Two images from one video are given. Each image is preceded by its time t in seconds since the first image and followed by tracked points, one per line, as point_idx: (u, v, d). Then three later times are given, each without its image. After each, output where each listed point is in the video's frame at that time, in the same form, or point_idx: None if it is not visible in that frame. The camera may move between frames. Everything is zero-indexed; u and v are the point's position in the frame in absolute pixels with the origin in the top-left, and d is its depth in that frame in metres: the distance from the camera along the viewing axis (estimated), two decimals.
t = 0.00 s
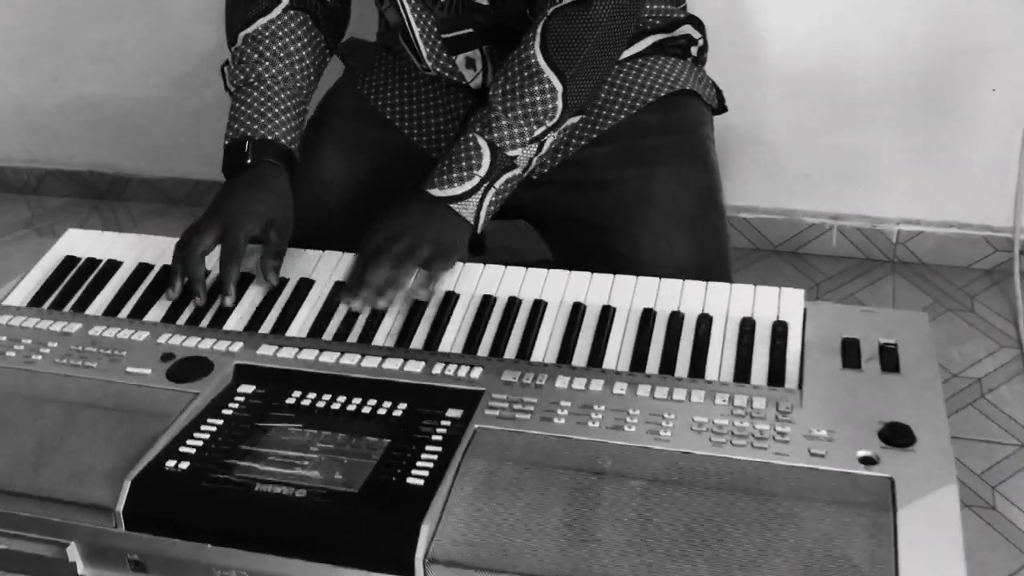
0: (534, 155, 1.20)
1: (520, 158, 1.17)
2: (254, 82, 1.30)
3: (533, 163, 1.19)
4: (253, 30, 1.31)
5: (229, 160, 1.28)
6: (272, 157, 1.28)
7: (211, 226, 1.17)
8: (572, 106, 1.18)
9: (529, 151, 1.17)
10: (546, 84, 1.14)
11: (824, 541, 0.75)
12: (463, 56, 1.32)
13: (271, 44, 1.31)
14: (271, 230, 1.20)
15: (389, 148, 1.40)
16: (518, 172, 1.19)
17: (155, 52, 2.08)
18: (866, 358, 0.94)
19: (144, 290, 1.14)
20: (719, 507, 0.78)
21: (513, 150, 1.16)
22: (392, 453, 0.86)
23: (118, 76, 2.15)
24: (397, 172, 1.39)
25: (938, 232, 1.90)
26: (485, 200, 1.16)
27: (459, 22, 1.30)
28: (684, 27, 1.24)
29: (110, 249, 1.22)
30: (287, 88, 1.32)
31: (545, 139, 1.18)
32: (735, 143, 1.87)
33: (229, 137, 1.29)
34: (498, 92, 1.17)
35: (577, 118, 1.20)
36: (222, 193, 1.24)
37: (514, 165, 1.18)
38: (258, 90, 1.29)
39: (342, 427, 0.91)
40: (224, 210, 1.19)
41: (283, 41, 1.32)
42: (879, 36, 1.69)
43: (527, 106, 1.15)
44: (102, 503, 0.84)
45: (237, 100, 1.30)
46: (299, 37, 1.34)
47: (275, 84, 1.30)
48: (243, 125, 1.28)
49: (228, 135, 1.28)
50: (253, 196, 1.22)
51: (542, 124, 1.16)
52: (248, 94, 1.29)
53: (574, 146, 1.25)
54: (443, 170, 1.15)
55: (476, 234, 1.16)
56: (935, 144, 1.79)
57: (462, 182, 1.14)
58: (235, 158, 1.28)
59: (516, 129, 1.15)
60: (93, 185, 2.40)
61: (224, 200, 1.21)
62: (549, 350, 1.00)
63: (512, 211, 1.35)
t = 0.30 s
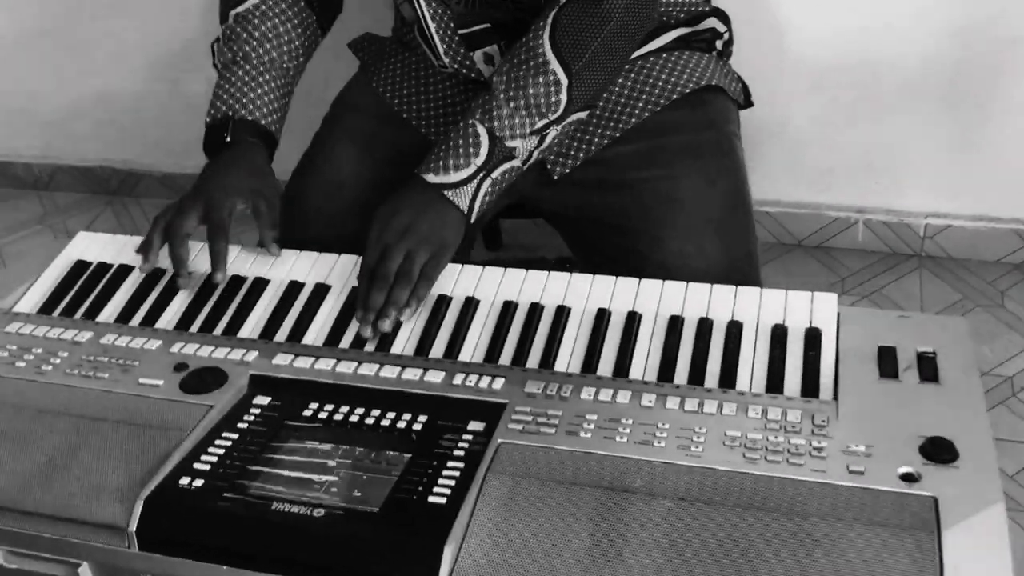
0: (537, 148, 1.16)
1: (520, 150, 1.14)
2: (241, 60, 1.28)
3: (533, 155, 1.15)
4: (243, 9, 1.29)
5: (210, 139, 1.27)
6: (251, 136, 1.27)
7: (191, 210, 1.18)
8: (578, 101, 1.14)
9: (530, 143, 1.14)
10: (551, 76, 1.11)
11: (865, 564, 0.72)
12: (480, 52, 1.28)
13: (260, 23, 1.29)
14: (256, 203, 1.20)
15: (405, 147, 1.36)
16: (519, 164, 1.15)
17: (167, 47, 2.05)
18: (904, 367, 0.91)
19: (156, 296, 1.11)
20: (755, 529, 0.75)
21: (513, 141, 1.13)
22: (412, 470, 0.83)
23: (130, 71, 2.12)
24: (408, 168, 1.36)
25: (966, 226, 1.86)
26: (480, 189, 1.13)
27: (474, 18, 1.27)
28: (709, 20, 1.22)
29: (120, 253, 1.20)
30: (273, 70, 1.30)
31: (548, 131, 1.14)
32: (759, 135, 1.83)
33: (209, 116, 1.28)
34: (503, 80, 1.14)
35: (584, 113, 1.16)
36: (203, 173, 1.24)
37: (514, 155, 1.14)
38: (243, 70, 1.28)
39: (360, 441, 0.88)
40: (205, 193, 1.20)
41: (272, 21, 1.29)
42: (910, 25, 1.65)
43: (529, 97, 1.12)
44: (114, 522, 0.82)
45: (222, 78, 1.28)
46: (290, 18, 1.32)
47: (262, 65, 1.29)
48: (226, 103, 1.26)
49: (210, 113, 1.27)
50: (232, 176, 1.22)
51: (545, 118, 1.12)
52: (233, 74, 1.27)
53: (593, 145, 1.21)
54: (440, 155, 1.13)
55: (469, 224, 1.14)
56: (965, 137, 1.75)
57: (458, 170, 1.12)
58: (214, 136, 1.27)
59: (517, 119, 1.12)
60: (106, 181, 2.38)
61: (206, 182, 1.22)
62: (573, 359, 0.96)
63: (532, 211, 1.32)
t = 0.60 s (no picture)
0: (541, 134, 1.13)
1: (522, 135, 1.11)
2: (241, 62, 1.24)
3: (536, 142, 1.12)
4: (240, 9, 1.25)
5: (209, 147, 1.24)
6: (253, 141, 1.23)
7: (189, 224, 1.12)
8: (580, 87, 1.11)
9: (531, 129, 1.11)
10: (552, 60, 1.08)
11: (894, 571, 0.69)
12: (485, 37, 1.24)
13: (258, 22, 1.25)
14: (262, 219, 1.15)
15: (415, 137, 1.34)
16: (521, 150, 1.12)
17: (165, 33, 2.01)
18: (930, 359, 0.88)
19: (156, 292, 1.09)
20: (779, 535, 0.72)
21: (515, 126, 1.10)
22: (423, 475, 0.80)
23: (128, 58, 2.08)
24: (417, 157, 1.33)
25: (984, 204, 1.82)
26: (482, 176, 1.11)
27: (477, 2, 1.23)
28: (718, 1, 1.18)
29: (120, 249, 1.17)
30: (274, 70, 1.26)
31: (550, 117, 1.11)
32: (771, 115, 1.79)
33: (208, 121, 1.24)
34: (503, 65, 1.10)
35: (588, 97, 1.13)
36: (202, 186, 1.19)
37: (517, 142, 1.11)
38: (243, 71, 1.24)
39: (369, 445, 0.85)
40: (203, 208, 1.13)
41: (269, 20, 1.26)
42: None
43: (530, 83, 1.08)
44: (116, 533, 0.80)
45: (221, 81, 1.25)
46: (289, 16, 1.28)
47: (262, 64, 1.25)
48: (224, 108, 1.23)
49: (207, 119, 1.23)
50: (232, 186, 1.17)
51: (547, 103, 1.10)
52: (233, 75, 1.24)
53: (604, 132, 1.18)
54: (440, 142, 1.10)
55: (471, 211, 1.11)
56: (983, 114, 1.71)
57: (459, 158, 1.09)
58: (214, 143, 1.23)
59: (518, 105, 1.09)
60: (107, 170, 2.35)
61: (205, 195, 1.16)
62: (586, 356, 0.94)
63: (541, 199, 1.29)
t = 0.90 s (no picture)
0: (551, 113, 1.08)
1: (535, 117, 1.06)
2: (248, 58, 1.17)
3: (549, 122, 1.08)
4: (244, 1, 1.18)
5: (218, 146, 1.18)
6: (263, 144, 1.17)
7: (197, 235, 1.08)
8: (592, 61, 1.04)
9: (544, 110, 1.06)
10: (561, 36, 1.00)
11: (926, 558, 0.67)
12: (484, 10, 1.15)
13: (262, 13, 1.18)
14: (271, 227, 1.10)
15: (417, 120, 1.33)
16: (535, 131, 1.08)
17: (152, 20, 1.96)
18: (954, 333, 0.85)
19: (156, 286, 1.06)
20: (805, 523, 0.70)
21: (527, 109, 1.04)
22: (435, 470, 0.78)
23: (118, 43, 2.04)
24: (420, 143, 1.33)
25: (995, 168, 1.80)
26: (498, 163, 1.08)
27: None
28: None
29: (117, 242, 1.14)
30: (283, 63, 1.19)
31: (562, 95, 1.05)
32: (776, 83, 1.75)
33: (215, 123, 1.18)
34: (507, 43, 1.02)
35: (599, 73, 1.06)
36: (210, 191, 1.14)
37: (529, 124, 1.07)
38: (251, 67, 1.16)
39: (379, 439, 0.83)
40: (212, 214, 1.09)
41: (274, 9, 1.18)
42: None
43: (539, 61, 1.01)
44: (123, 538, 0.78)
45: (228, 79, 1.17)
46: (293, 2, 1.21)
47: (269, 59, 1.18)
48: (233, 109, 1.16)
49: (216, 121, 1.17)
50: (241, 198, 1.12)
51: (558, 81, 1.03)
52: (240, 72, 1.16)
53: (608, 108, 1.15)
54: (451, 132, 1.06)
55: (489, 200, 1.09)
56: (995, 78, 1.67)
57: (472, 147, 1.06)
58: (224, 144, 1.17)
59: (528, 86, 1.03)
60: (103, 156, 2.32)
61: (214, 203, 1.11)
62: (599, 340, 0.91)
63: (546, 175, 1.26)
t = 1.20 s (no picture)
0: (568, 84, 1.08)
1: (555, 90, 1.06)
2: (251, 18, 1.16)
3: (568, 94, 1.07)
4: None
5: (236, 107, 1.17)
6: (282, 98, 1.18)
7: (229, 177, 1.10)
8: (607, 28, 1.05)
9: (563, 82, 1.05)
10: (580, 6, 1.01)
11: (946, 535, 0.66)
12: None
13: None
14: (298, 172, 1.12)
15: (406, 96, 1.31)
16: (554, 104, 1.07)
17: None
18: (964, 301, 0.83)
19: (145, 274, 1.03)
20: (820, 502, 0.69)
21: (548, 81, 1.04)
22: (440, 457, 0.76)
23: (96, 25, 2.00)
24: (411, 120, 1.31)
25: (992, 129, 1.78)
26: (522, 138, 1.07)
27: None
28: None
29: (102, 230, 1.11)
30: (286, 22, 1.19)
31: (580, 65, 1.06)
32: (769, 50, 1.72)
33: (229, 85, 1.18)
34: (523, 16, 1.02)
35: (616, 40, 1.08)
36: (238, 144, 1.14)
37: (549, 97, 1.06)
38: (256, 27, 1.16)
39: (380, 426, 0.81)
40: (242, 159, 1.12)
41: None
42: None
43: (558, 32, 1.01)
44: (120, 537, 0.75)
45: (234, 43, 1.17)
46: None
47: (275, 19, 1.17)
48: (246, 68, 1.16)
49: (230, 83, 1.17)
50: (272, 144, 1.13)
51: (577, 51, 1.03)
52: (246, 34, 1.16)
53: (607, 74, 1.12)
54: (471, 110, 1.05)
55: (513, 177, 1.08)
56: (989, 38, 1.65)
57: (495, 124, 1.04)
58: (242, 105, 1.17)
59: (548, 58, 1.02)
60: (84, 142, 2.28)
61: (244, 151, 1.13)
62: (602, 318, 0.89)
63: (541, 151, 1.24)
